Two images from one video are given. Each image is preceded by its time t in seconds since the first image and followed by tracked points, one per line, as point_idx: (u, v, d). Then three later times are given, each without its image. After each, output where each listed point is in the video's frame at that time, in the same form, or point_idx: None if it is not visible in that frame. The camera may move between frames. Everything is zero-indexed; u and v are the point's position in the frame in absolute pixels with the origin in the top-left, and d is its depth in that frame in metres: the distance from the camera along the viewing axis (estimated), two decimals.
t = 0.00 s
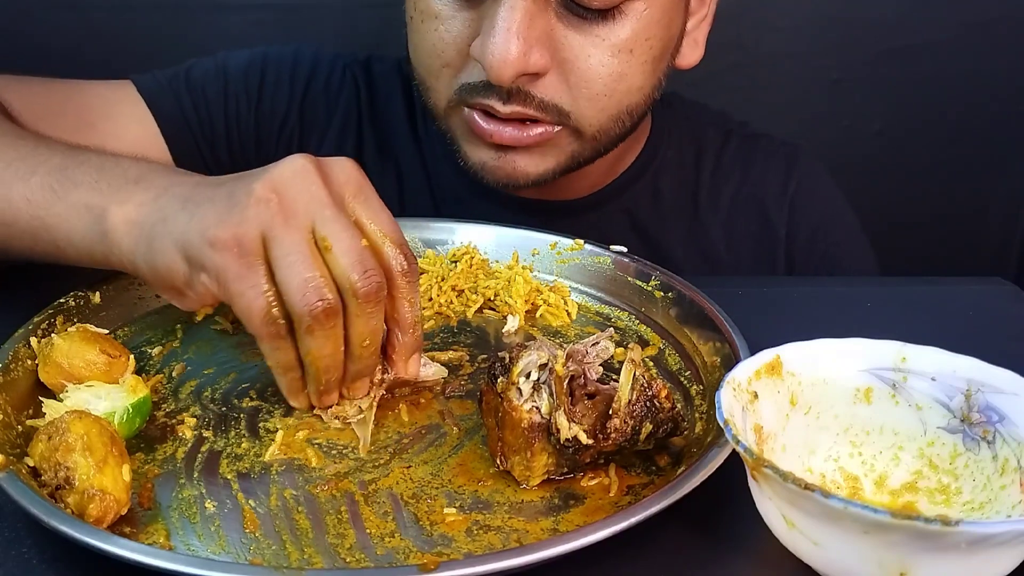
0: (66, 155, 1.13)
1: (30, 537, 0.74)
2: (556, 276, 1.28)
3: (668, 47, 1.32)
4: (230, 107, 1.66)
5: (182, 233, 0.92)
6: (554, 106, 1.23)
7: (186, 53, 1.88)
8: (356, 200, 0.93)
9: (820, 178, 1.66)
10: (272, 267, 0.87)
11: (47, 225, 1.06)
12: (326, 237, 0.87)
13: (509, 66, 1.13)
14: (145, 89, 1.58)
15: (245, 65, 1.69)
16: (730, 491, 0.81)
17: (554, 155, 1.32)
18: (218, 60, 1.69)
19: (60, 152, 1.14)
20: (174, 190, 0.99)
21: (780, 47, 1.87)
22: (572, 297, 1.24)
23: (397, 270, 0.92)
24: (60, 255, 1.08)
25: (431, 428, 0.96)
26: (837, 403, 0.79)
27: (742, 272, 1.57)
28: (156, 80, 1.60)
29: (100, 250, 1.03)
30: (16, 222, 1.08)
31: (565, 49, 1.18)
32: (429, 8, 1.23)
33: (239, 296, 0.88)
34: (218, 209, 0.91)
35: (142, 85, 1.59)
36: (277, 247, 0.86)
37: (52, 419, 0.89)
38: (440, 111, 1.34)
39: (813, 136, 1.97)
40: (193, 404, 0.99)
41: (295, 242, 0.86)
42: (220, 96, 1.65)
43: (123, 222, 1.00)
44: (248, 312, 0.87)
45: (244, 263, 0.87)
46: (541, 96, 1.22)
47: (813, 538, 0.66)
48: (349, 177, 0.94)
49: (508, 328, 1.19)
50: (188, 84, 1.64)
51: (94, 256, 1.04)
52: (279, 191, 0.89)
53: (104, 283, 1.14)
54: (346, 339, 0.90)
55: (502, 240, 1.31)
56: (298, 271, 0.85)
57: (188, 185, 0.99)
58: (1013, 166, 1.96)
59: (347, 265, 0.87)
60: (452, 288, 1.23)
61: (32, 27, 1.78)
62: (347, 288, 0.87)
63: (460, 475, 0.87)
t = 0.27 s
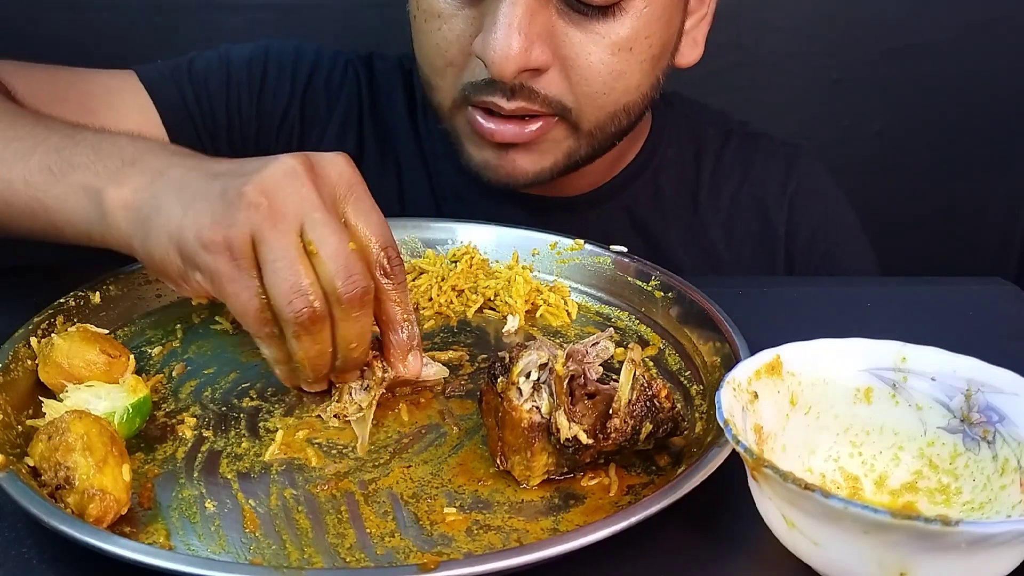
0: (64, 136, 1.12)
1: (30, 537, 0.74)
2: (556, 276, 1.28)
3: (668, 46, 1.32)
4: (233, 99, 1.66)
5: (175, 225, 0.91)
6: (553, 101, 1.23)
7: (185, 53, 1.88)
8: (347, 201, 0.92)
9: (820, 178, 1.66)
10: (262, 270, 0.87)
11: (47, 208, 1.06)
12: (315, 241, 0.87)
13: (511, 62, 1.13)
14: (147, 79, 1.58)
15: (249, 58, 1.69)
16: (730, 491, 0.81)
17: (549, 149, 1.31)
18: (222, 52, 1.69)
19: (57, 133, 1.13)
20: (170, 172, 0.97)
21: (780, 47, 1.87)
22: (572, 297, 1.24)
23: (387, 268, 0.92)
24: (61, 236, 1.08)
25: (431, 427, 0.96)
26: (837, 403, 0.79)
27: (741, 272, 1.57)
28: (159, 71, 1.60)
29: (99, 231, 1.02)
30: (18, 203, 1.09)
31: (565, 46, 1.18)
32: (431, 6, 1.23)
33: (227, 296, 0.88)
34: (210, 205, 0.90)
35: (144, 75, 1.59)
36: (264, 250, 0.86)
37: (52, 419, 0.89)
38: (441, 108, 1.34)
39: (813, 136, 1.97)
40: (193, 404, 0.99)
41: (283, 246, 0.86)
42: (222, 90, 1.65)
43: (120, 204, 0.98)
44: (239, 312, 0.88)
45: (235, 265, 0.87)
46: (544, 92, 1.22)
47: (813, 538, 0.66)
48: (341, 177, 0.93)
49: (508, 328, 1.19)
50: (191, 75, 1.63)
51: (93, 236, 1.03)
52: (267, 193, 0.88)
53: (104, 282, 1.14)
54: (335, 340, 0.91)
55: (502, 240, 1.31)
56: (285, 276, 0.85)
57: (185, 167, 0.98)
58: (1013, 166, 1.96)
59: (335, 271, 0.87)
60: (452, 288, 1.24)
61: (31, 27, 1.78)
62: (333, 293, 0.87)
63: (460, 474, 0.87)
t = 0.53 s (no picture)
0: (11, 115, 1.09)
1: (30, 536, 0.74)
2: (556, 276, 1.28)
3: (659, 49, 1.32)
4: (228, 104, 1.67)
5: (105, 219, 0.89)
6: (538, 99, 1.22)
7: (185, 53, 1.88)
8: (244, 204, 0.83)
9: (820, 177, 1.66)
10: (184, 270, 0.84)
11: (11, 200, 1.06)
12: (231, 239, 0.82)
13: (495, 57, 1.12)
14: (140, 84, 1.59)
15: (243, 62, 1.70)
16: (730, 490, 0.81)
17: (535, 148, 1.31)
18: (216, 57, 1.70)
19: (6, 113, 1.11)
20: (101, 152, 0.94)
21: (780, 47, 1.87)
22: (572, 297, 1.24)
23: (326, 260, 0.83)
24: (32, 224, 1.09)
25: (431, 427, 0.95)
26: (836, 403, 0.79)
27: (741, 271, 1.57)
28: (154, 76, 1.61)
29: (59, 216, 1.02)
30: None
31: (550, 43, 1.18)
32: (423, 4, 1.23)
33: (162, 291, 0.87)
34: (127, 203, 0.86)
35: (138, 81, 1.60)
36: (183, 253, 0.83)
37: (52, 419, 0.88)
38: (440, 108, 1.34)
39: (813, 135, 1.97)
40: (193, 404, 0.99)
41: (199, 246, 0.82)
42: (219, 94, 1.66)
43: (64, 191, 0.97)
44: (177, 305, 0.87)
45: (158, 264, 0.85)
46: (530, 90, 1.21)
47: (813, 538, 0.66)
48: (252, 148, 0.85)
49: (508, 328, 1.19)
50: (185, 79, 1.64)
51: (56, 221, 1.03)
52: (169, 200, 0.82)
53: (105, 282, 1.13)
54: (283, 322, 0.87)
55: (502, 239, 1.31)
56: (206, 277, 0.82)
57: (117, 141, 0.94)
58: (1012, 166, 1.97)
59: (252, 264, 0.81)
60: (453, 288, 1.24)
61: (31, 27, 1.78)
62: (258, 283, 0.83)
63: (460, 474, 0.87)
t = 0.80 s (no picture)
0: None
1: (30, 537, 0.74)
2: (556, 276, 1.28)
3: (648, 44, 1.32)
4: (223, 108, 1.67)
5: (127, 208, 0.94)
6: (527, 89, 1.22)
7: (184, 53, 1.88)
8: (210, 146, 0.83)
9: (820, 177, 1.66)
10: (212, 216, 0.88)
11: (30, 208, 1.12)
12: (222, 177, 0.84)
13: (482, 51, 1.13)
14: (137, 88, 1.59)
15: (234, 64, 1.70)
16: (730, 491, 0.81)
17: (522, 139, 1.30)
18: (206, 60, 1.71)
19: None
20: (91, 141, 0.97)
21: (779, 47, 1.87)
22: (573, 297, 1.24)
23: (298, 147, 0.81)
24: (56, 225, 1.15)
25: (431, 427, 0.95)
26: (837, 403, 0.79)
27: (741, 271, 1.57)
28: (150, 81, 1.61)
29: (80, 211, 1.08)
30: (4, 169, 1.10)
31: (541, 36, 1.18)
32: None
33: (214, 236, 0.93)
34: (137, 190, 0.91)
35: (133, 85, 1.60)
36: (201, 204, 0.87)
37: (52, 419, 0.88)
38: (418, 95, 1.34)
39: (813, 135, 1.97)
40: (193, 404, 0.99)
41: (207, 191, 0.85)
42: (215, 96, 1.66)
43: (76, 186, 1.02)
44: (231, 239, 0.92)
45: (194, 223, 0.91)
46: (517, 79, 1.21)
47: (813, 538, 0.66)
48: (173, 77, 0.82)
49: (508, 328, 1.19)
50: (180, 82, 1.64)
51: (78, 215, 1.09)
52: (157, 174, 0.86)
53: (105, 283, 1.14)
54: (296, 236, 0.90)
55: (502, 239, 1.31)
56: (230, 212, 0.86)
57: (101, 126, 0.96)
58: (1012, 166, 1.97)
59: (245, 181, 0.82)
60: (452, 288, 1.24)
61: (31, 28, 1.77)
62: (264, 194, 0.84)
63: (460, 474, 0.87)
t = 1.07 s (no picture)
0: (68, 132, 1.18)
1: (30, 537, 0.74)
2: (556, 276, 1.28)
3: (617, 53, 1.26)
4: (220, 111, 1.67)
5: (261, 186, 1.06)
6: (482, 82, 1.15)
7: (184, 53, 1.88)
8: (291, 114, 0.96)
9: (820, 177, 1.66)
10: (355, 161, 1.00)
11: (121, 205, 1.20)
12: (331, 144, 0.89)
13: (445, 28, 1.08)
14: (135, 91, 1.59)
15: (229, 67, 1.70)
16: (730, 491, 0.81)
17: (472, 144, 1.22)
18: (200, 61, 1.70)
19: (60, 127, 1.19)
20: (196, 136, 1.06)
21: (779, 46, 1.87)
22: (572, 297, 1.24)
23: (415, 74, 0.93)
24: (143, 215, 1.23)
25: (431, 427, 0.95)
26: (836, 403, 0.79)
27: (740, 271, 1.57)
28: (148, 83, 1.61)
29: (182, 203, 1.18)
30: (88, 173, 1.18)
31: (504, 27, 1.13)
32: None
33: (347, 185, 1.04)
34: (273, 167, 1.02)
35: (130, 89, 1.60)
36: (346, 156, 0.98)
37: (52, 419, 0.88)
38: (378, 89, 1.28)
39: (813, 136, 1.97)
40: (193, 404, 0.99)
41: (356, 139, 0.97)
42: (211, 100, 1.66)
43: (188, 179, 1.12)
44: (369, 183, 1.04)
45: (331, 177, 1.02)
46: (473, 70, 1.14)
47: (813, 538, 0.66)
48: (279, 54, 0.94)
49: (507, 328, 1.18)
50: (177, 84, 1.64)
51: (183, 205, 1.19)
52: (300, 144, 0.97)
53: (104, 284, 1.14)
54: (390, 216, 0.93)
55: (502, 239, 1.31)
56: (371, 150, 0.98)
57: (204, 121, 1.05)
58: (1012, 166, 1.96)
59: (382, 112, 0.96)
60: (453, 288, 1.24)
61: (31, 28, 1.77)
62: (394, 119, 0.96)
63: (460, 474, 0.87)
